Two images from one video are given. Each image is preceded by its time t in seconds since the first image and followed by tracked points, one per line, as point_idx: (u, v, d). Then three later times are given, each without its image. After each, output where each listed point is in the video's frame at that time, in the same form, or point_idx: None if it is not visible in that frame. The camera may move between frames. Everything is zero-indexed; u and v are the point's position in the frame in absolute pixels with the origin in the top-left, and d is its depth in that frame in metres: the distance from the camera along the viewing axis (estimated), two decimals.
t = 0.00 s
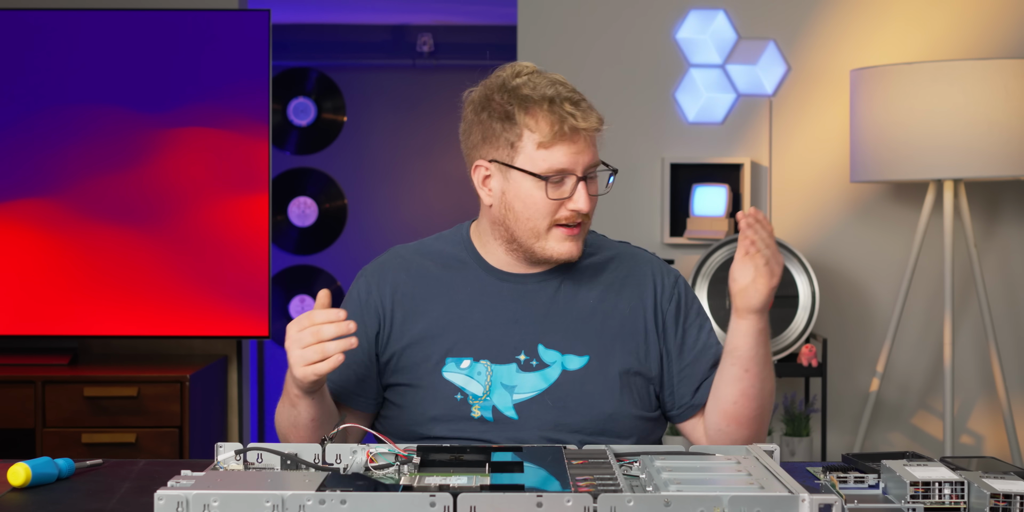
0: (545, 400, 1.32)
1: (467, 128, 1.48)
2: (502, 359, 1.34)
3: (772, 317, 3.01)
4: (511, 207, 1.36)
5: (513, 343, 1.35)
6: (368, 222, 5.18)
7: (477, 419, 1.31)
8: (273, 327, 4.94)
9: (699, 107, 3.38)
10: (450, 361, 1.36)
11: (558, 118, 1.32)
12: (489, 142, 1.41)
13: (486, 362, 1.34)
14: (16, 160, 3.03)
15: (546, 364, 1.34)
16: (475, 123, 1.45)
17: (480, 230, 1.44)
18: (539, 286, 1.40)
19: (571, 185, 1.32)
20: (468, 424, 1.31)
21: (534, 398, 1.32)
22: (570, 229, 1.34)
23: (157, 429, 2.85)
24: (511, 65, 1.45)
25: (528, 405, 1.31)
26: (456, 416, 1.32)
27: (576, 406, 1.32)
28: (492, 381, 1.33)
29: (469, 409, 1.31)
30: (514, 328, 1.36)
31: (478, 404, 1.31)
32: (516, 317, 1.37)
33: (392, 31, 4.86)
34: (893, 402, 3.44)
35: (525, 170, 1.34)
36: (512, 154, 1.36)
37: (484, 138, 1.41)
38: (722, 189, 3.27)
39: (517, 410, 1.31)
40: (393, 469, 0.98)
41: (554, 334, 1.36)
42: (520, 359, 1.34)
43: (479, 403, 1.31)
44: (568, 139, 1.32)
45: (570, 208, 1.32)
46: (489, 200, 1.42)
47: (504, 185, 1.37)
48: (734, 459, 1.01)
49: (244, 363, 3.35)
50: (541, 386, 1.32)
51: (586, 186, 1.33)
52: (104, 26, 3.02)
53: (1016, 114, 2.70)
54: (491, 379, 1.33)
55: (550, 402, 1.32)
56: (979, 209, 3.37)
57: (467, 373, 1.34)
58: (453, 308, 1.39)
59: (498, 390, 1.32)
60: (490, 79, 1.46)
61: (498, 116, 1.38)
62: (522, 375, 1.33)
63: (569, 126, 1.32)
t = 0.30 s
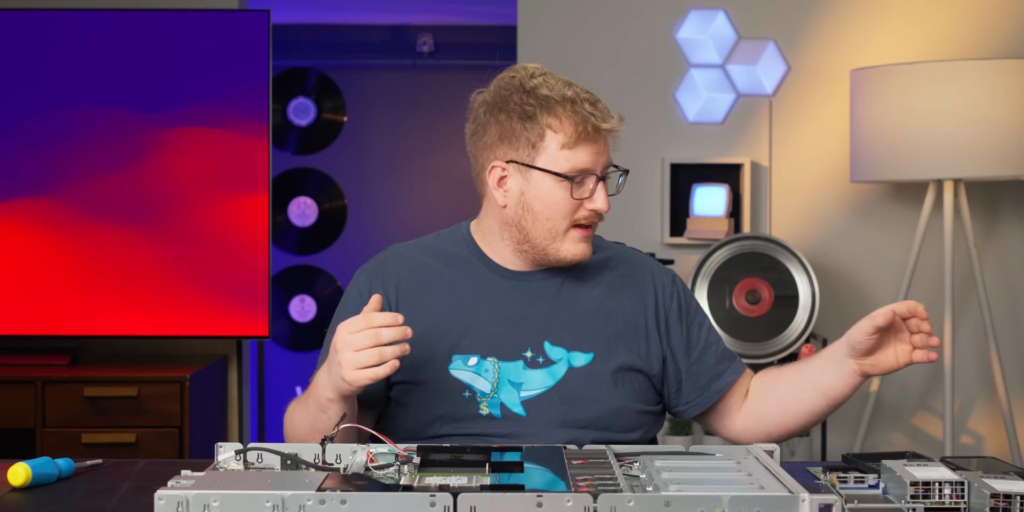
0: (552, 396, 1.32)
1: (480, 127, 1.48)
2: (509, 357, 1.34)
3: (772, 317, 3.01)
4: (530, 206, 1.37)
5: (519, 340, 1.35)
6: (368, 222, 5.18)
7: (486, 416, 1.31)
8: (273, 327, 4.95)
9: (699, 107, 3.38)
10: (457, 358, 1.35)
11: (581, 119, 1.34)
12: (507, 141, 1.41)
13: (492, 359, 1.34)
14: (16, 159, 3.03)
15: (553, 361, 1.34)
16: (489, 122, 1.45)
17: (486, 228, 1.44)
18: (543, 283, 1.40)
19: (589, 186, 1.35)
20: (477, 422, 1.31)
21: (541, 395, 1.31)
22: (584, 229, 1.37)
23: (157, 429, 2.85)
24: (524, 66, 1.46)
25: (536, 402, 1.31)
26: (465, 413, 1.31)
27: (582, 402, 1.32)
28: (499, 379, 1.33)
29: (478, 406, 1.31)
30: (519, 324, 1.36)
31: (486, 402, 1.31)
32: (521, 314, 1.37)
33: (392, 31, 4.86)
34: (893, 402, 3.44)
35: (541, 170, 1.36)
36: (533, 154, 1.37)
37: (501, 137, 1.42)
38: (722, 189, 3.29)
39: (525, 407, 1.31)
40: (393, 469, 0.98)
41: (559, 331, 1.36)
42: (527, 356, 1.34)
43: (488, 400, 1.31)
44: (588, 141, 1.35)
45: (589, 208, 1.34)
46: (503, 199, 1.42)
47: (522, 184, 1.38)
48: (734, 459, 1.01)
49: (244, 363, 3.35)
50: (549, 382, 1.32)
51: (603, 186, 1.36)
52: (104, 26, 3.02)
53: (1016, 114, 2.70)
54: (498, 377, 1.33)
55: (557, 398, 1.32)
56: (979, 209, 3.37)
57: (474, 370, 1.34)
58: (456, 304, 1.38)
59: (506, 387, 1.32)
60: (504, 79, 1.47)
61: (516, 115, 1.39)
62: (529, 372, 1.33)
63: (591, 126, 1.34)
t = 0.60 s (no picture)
0: (562, 397, 1.32)
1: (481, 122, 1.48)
2: (520, 357, 1.34)
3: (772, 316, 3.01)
4: (512, 200, 1.36)
5: (530, 340, 1.35)
6: (368, 222, 5.17)
7: (497, 416, 1.32)
8: (273, 327, 4.95)
9: (699, 107, 3.38)
10: (467, 358, 1.35)
11: (557, 111, 1.31)
12: (497, 136, 1.41)
13: (503, 359, 1.34)
14: (16, 160, 3.03)
15: (563, 361, 1.34)
16: (483, 115, 1.46)
17: (491, 227, 1.44)
18: (553, 284, 1.39)
19: (566, 179, 1.31)
20: (488, 422, 1.31)
21: (551, 396, 1.32)
22: (566, 223, 1.34)
23: (157, 429, 2.85)
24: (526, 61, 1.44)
25: (547, 403, 1.32)
26: (475, 413, 1.32)
27: (592, 403, 1.33)
28: (509, 379, 1.33)
29: (488, 406, 1.32)
30: (529, 324, 1.37)
31: (497, 402, 1.32)
32: (531, 314, 1.37)
33: (392, 31, 4.87)
34: (893, 401, 3.44)
35: (519, 161, 1.35)
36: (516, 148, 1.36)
37: (489, 130, 1.42)
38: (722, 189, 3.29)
39: (535, 407, 1.32)
40: (393, 469, 0.98)
41: (569, 332, 1.36)
42: (537, 356, 1.34)
43: (498, 400, 1.32)
44: (566, 133, 1.31)
45: (564, 203, 1.31)
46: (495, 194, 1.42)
47: (506, 178, 1.38)
48: (734, 459, 1.01)
49: (245, 363, 3.35)
50: (559, 383, 1.33)
51: (584, 181, 1.31)
52: (105, 26, 3.02)
53: (1016, 114, 2.71)
54: (508, 377, 1.33)
55: (567, 399, 1.32)
56: (979, 209, 3.37)
57: (484, 370, 1.34)
58: (467, 305, 1.38)
59: (517, 387, 1.33)
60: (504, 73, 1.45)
61: (503, 110, 1.39)
62: (539, 372, 1.33)
63: (568, 119, 1.31)
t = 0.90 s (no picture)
0: (552, 385, 1.32)
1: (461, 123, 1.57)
2: (512, 343, 1.34)
3: (772, 317, 3.01)
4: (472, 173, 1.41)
5: (523, 326, 1.35)
6: (368, 222, 5.17)
7: (489, 402, 1.31)
8: (273, 327, 4.95)
9: (699, 107, 3.38)
10: (460, 345, 1.35)
11: (492, 78, 1.39)
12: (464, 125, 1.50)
13: (495, 345, 1.35)
14: (16, 159, 3.03)
15: (554, 349, 1.34)
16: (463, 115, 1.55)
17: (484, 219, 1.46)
18: (547, 274, 1.40)
19: (506, 140, 1.37)
20: (480, 408, 1.31)
21: (542, 383, 1.32)
22: (520, 184, 1.36)
23: (157, 429, 2.85)
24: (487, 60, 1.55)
25: (538, 388, 1.32)
26: (468, 400, 1.32)
27: (582, 392, 1.32)
28: (502, 365, 1.33)
29: (481, 392, 1.32)
30: (521, 313, 1.37)
31: (490, 387, 1.32)
32: (524, 304, 1.38)
33: (392, 31, 4.87)
34: (894, 402, 3.44)
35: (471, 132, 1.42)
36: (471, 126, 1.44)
37: (459, 120, 1.51)
38: (722, 189, 3.29)
39: (527, 394, 1.32)
40: (393, 469, 0.98)
41: (562, 320, 1.36)
42: (529, 342, 1.34)
43: (491, 386, 1.32)
44: (505, 96, 1.38)
45: (509, 162, 1.36)
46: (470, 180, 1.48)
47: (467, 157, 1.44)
48: (734, 459, 1.01)
49: (245, 362, 3.35)
50: (549, 370, 1.33)
51: (523, 139, 1.37)
52: (105, 26, 3.02)
53: (1016, 114, 2.70)
54: (501, 363, 1.33)
55: (557, 387, 1.32)
56: (979, 209, 3.37)
57: (477, 357, 1.34)
58: (462, 295, 1.39)
59: (508, 373, 1.33)
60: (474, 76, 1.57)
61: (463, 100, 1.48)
62: (530, 359, 1.33)
63: (501, 84, 1.38)
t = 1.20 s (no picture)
0: (548, 387, 1.32)
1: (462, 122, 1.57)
2: (509, 345, 1.34)
3: (772, 317, 3.01)
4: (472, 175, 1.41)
5: (521, 328, 1.35)
6: (368, 222, 5.17)
7: (487, 404, 1.31)
8: (273, 327, 4.95)
9: (699, 107, 3.38)
10: (458, 347, 1.36)
11: (492, 78, 1.38)
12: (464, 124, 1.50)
13: (494, 347, 1.35)
14: (15, 159, 3.03)
15: (551, 351, 1.34)
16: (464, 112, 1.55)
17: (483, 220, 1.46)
18: (545, 276, 1.40)
19: (504, 141, 1.37)
20: (478, 410, 1.31)
21: (538, 385, 1.32)
22: (517, 187, 1.37)
23: (157, 429, 2.85)
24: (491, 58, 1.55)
25: (535, 391, 1.32)
26: (464, 401, 1.32)
27: (579, 394, 1.32)
28: (499, 366, 1.33)
29: (478, 393, 1.31)
30: (519, 314, 1.37)
31: (487, 389, 1.31)
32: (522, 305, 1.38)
33: (392, 32, 4.87)
34: (894, 402, 3.44)
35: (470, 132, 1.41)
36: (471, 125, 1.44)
37: (459, 118, 1.50)
38: (722, 189, 3.29)
39: (524, 396, 1.31)
40: (393, 469, 0.98)
41: (560, 322, 1.36)
42: (527, 344, 1.34)
43: (488, 387, 1.32)
44: (504, 97, 1.38)
45: (506, 163, 1.35)
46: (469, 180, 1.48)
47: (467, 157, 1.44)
48: (734, 459, 1.01)
49: (244, 363, 3.35)
50: (546, 372, 1.32)
51: (520, 140, 1.37)
52: (104, 26, 3.02)
53: (1016, 114, 2.70)
54: (499, 365, 1.33)
55: (554, 389, 1.32)
56: (980, 209, 3.37)
57: (475, 359, 1.34)
58: (460, 296, 1.40)
59: (506, 374, 1.33)
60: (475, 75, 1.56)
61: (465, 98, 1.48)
62: (527, 361, 1.33)
63: (501, 84, 1.38)
